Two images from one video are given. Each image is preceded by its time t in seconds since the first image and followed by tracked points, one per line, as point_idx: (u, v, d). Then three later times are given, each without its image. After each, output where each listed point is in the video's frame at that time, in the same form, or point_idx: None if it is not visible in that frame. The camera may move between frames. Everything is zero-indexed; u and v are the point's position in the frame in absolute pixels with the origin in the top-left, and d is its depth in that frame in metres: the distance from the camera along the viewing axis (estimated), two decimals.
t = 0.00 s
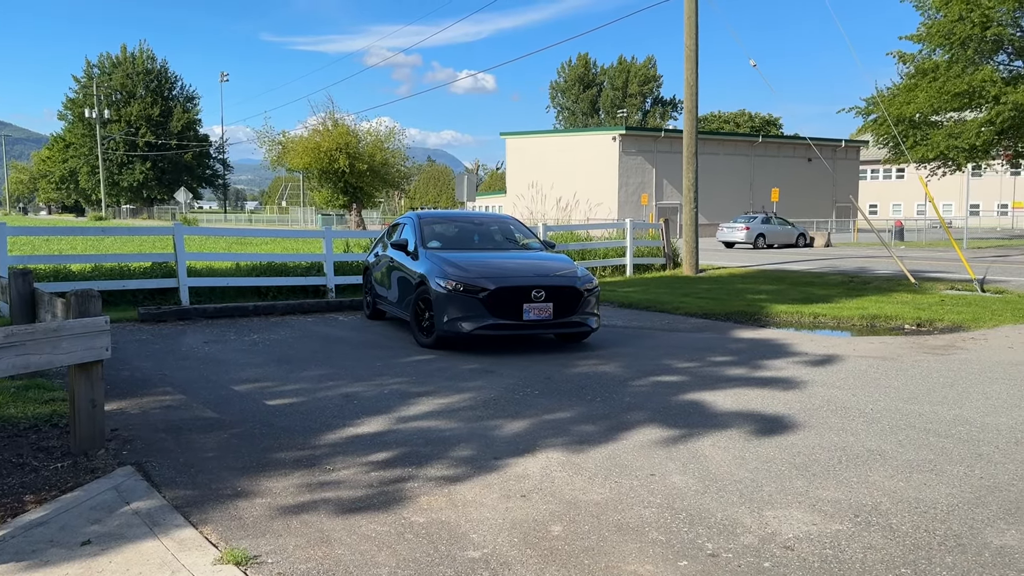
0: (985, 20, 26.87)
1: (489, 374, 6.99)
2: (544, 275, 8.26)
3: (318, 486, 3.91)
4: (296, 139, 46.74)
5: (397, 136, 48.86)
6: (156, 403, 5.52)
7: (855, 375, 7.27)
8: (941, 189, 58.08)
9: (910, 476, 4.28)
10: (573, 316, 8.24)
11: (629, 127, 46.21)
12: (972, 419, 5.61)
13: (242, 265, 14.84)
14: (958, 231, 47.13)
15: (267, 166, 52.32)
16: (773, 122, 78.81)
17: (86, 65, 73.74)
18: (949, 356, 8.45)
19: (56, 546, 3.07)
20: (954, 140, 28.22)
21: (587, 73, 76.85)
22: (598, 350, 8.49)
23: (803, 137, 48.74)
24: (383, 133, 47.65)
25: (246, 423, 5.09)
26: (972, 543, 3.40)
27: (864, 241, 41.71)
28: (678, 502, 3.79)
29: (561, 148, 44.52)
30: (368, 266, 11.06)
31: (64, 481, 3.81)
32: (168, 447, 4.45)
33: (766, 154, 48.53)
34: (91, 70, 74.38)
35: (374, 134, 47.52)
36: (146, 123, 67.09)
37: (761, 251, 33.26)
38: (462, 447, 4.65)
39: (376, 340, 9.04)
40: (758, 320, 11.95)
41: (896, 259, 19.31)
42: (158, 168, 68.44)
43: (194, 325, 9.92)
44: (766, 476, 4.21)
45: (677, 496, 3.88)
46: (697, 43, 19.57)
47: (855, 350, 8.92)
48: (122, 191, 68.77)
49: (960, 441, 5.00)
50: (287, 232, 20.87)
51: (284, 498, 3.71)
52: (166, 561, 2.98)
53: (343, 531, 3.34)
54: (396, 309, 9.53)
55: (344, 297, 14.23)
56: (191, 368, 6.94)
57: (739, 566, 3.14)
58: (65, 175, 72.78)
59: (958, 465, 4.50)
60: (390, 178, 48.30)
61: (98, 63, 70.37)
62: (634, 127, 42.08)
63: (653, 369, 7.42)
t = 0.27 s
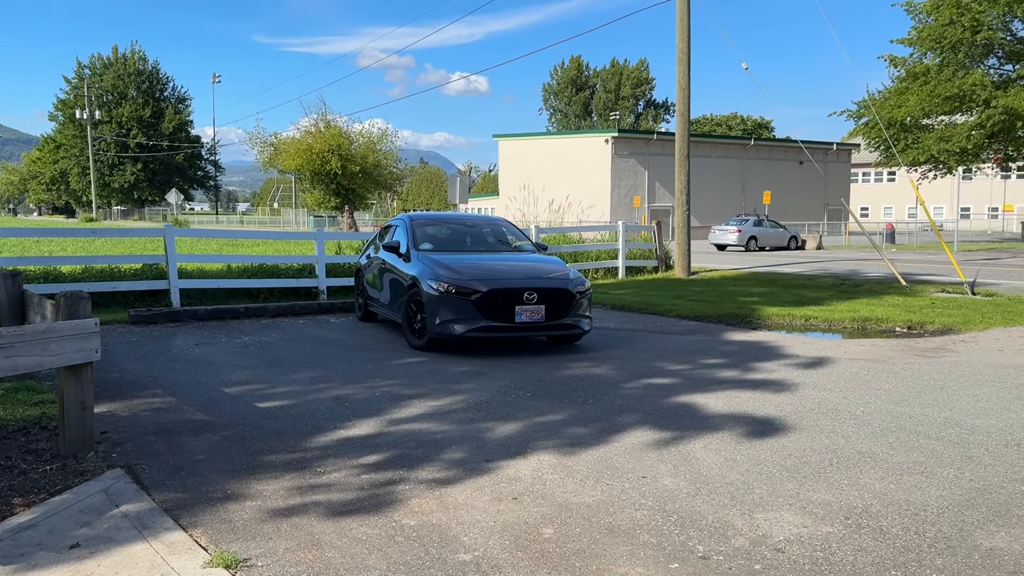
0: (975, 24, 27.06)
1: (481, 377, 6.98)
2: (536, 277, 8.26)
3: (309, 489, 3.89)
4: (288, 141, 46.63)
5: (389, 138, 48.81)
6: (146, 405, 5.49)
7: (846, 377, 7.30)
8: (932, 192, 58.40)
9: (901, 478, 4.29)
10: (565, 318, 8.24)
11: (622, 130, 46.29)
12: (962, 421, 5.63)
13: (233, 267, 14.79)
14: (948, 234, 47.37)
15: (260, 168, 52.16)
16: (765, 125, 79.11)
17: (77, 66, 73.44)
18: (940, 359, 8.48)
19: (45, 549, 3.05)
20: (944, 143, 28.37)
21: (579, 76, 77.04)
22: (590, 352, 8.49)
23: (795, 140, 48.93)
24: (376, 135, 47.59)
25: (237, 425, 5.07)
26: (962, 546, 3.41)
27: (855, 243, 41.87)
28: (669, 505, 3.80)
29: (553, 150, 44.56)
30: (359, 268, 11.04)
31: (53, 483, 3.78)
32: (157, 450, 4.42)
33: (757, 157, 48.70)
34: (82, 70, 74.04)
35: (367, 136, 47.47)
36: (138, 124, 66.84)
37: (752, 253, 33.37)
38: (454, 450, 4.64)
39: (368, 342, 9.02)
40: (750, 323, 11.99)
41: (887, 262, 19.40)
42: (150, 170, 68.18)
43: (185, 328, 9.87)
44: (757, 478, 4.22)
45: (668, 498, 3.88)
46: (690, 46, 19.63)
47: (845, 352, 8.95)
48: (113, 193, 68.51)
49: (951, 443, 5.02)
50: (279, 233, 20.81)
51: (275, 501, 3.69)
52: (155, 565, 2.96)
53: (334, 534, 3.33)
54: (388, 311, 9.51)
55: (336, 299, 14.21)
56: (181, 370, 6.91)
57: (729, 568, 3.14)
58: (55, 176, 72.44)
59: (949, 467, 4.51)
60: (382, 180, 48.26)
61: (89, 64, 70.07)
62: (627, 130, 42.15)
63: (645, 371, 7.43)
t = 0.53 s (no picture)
0: (968, 29, 27.23)
1: (475, 380, 6.98)
2: (530, 280, 8.26)
3: (301, 492, 3.89)
4: (282, 143, 46.60)
5: (384, 140, 48.80)
6: (138, 409, 5.47)
7: (839, 381, 7.32)
8: (925, 196, 58.66)
9: (893, 482, 4.31)
10: (559, 321, 8.25)
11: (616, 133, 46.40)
12: (955, 425, 5.65)
13: (227, 270, 14.75)
14: (941, 238, 47.56)
15: (254, 170, 52.10)
16: (759, 128, 79.37)
17: (71, 67, 73.26)
18: (933, 362, 8.51)
19: (36, 554, 3.03)
20: (937, 147, 28.51)
21: (574, 78, 77.23)
22: (584, 356, 8.49)
23: (788, 144, 49.08)
24: (370, 138, 47.57)
25: (230, 429, 5.05)
26: (955, 550, 3.42)
27: (849, 247, 42.05)
28: (663, 509, 3.80)
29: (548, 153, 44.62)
30: (354, 270, 11.02)
31: (44, 488, 3.76)
32: (150, 454, 4.40)
33: (751, 160, 48.85)
34: (76, 72, 73.88)
35: (361, 138, 47.46)
36: (131, 126, 66.70)
37: (746, 257, 33.46)
38: (447, 454, 4.64)
39: (361, 345, 9.01)
40: (743, 326, 12.01)
41: (880, 265, 19.47)
42: (144, 171, 68.05)
43: (178, 331, 9.84)
44: (750, 482, 4.23)
45: (662, 502, 3.89)
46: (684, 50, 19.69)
47: (839, 356, 8.98)
48: (107, 195, 68.37)
49: (943, 447, 5.04)
50: (273, 236, 20.81)
51: (267, 505, 3.68)
52: (147, 570, 2.95)
53: (327, 538, 3.32)
54: (382, 314, 9.50)
55: (330, 301, 14.19)
56: (174, 374, 6.89)
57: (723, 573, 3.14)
58: (49, 178, 72.25)
59: (941, 471, 4.53)
60: (376, 183, 48.25)
61: (83, 66, 69.92)
62: (621, 133, 42.23)
63: (639, 374, 7.44)
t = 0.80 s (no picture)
0: (964, 33, 27.32)
1: (472, 382, 6.98)
2: (527, 283, 8.27)
3: (298, 495, 3.89)
4: (280, 146, 46.59)
5: (381, 142, 48.81)
6: (135, 411, 5.46)
7: (835, 384, 7.34)
8: (921, 199, 58.81)
9: (888, 484, 4.33)
10: (556, 324, 8.26)
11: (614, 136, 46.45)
12: (949, 428, 5.67)
13: (224, 272, 14.76)
14: (937, 241, 47.67)
15: (251, 172, 52.11)
16: (756, 131, 79.52)
17: (67, 69, 73.27)
18: (928, 365, 8.54)
19: (32, 556, 3.03)
20: (934, 150, 28.60)
21: (571, 81, 77.38)
22: (581, 359, 8.51)
23: (785, 147, 49.20)
24: (367, 140, 47.60)
25: (226, 431, 5.05)
26: (948, 552, 3.44)
27: (845, 250, 42.13)
28: (659, 511, 3.81)
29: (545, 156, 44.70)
30: (351, 273, 11.03)
31: (41, 490, 3.76)
32: (146, 456, 4.40)
33: (748, 163, 48.95)
34: (73, 74, 73.79)
35: (359, 141, 47.47)
36: (128, 128, 66.66)
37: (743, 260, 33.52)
38: (444, 456, 4.64)
39: (358, 348, 9.02)
40: (739, 329, 12.04)
41: (876, 269, 19.51)
42: (140, 173, 67.97)
43: (175, 333, 9.83)
44: (746, 485, 4.24)
45: (657, 504, 3.90)
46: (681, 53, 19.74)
47: (835, 359, 9.00)
48: (104, 197, 68.29)
49: (937, 450, 5.06)
50: (270, 238, 20.80)
51: (263, 507, 3.68)
52: (143, 572, 2.95)
53: (323, 541, 3.33)
54: (379, 316, 9.51)
55: (327, 304, 14.20)
56: (171, 376, 6.88)
57: None
58: (45, 180, 72.12)
59: (936, 474, 4.54)
60: (374, 185, 48.26)
61: (80, 68, 69.83)
62: (618, 135, 42.31)
63: (636, 377, 7.45)
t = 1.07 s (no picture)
0: (963, 35, 27.37)
1: (472, 385, 7.00)
2: (527, 286, 8.29)
3: (298, 498, 3.90)
4: (280, 148, 46.64)
5: (381, 145, 48.86)
6: (135, 414, 5.47)
7: (834, 386, 7.36)
8: (921, 202, 58.86)
9: (887, 487, 4.34)
10: (556, 327, 8.27)
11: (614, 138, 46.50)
12: (948, 430, 5.68)
13: (224, 275, 14.78)
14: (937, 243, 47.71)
15: (251, 175, 52.15)
16: (755, 134, 79.61)
17: (68, 72, 73.40)
18: (927, 368, 8.55)
19: (33, 559, 3.04)
20: (933, 153, 28.64)
21: (570, 84, 77.50)
22: (581, 361, 8.52)
23: (784, 150, 49.26)
24: (367, 143, 47.65)
25: (226, 434, 5.06)
26: (947, 555, 3.44)
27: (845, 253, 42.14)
28: (658, 514, 3.82)
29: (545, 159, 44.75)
30: (350, 275, 11.04)
31: (41, 493, 3.76)
32: (147, 459, 4.41)
33: (747, 166, 49.00)
34: (73, 77, 73.86)
35: (359, 143, 47.52)
36: (129, 131, 66.74)
37: (742, 262, 33.54)
38: (443, 459, 4.65)
39: (358, 350, 9.03)
40: (739, 332, 12.05)
41: (876, 271, 19.53)
42: (141, 176, 67.99)
43: (175, 336, 9.84)
44: (745, 488, 4.25)
45: (657, 507, 3.91)
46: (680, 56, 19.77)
47: (834, 361, 9.02)
48: (104, 200, 68.35)
49: (937, 453, 5.07)
50: (271, 241, 20.85)
51: (263, 510, 3.69)
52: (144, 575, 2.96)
53: (323, 543, 3.34)
54: (379, 319, 9.52)
55: (327, 306, 14.21)
56: (171, 379, 6.89)
57: None
58: (45, 183, 72.15)
59: (935, 476, 4.56)
60: (374, 188, 48.29)
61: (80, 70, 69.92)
62: (618, 138, 42.36)
63: (636, 380, 7.46)
